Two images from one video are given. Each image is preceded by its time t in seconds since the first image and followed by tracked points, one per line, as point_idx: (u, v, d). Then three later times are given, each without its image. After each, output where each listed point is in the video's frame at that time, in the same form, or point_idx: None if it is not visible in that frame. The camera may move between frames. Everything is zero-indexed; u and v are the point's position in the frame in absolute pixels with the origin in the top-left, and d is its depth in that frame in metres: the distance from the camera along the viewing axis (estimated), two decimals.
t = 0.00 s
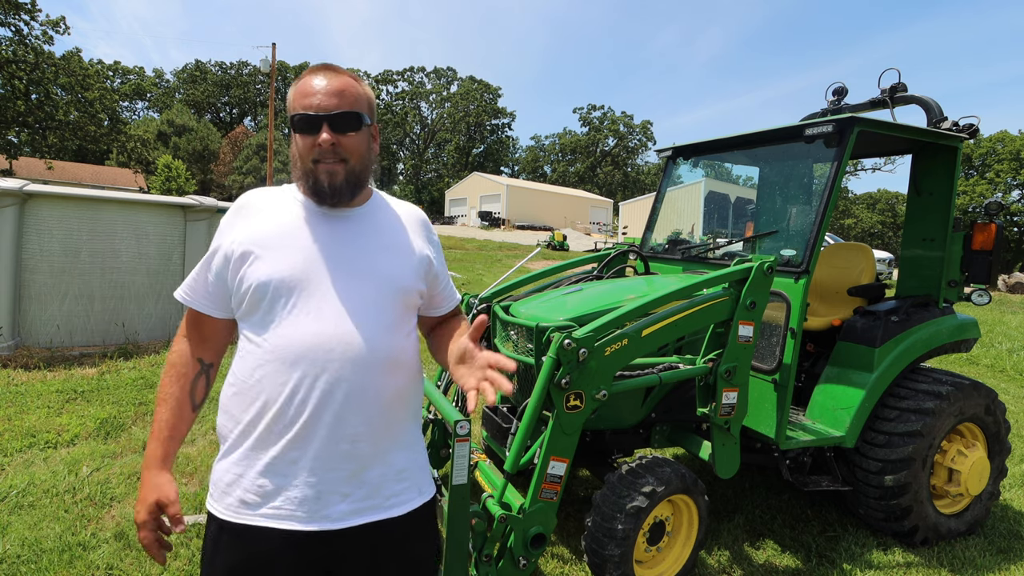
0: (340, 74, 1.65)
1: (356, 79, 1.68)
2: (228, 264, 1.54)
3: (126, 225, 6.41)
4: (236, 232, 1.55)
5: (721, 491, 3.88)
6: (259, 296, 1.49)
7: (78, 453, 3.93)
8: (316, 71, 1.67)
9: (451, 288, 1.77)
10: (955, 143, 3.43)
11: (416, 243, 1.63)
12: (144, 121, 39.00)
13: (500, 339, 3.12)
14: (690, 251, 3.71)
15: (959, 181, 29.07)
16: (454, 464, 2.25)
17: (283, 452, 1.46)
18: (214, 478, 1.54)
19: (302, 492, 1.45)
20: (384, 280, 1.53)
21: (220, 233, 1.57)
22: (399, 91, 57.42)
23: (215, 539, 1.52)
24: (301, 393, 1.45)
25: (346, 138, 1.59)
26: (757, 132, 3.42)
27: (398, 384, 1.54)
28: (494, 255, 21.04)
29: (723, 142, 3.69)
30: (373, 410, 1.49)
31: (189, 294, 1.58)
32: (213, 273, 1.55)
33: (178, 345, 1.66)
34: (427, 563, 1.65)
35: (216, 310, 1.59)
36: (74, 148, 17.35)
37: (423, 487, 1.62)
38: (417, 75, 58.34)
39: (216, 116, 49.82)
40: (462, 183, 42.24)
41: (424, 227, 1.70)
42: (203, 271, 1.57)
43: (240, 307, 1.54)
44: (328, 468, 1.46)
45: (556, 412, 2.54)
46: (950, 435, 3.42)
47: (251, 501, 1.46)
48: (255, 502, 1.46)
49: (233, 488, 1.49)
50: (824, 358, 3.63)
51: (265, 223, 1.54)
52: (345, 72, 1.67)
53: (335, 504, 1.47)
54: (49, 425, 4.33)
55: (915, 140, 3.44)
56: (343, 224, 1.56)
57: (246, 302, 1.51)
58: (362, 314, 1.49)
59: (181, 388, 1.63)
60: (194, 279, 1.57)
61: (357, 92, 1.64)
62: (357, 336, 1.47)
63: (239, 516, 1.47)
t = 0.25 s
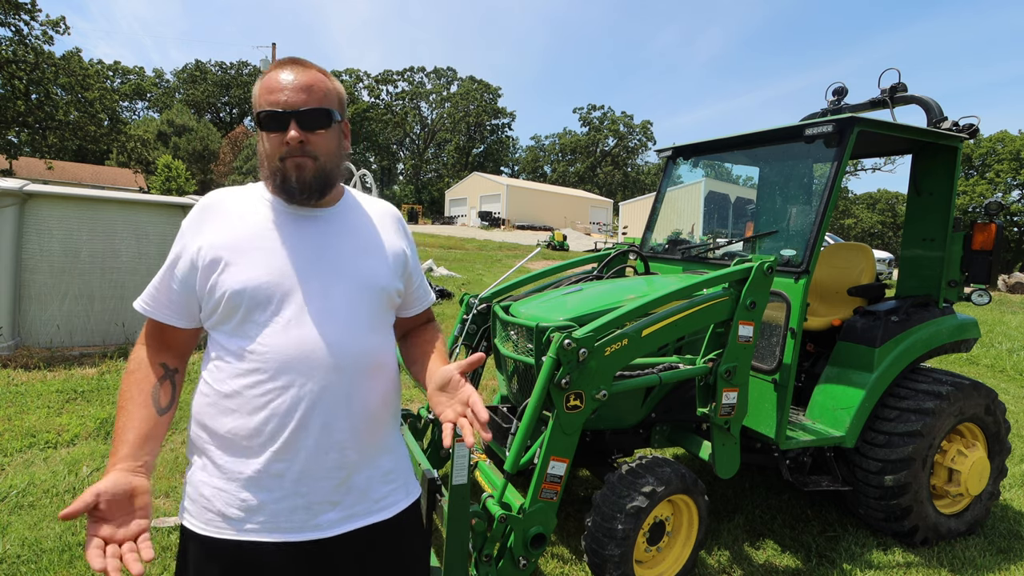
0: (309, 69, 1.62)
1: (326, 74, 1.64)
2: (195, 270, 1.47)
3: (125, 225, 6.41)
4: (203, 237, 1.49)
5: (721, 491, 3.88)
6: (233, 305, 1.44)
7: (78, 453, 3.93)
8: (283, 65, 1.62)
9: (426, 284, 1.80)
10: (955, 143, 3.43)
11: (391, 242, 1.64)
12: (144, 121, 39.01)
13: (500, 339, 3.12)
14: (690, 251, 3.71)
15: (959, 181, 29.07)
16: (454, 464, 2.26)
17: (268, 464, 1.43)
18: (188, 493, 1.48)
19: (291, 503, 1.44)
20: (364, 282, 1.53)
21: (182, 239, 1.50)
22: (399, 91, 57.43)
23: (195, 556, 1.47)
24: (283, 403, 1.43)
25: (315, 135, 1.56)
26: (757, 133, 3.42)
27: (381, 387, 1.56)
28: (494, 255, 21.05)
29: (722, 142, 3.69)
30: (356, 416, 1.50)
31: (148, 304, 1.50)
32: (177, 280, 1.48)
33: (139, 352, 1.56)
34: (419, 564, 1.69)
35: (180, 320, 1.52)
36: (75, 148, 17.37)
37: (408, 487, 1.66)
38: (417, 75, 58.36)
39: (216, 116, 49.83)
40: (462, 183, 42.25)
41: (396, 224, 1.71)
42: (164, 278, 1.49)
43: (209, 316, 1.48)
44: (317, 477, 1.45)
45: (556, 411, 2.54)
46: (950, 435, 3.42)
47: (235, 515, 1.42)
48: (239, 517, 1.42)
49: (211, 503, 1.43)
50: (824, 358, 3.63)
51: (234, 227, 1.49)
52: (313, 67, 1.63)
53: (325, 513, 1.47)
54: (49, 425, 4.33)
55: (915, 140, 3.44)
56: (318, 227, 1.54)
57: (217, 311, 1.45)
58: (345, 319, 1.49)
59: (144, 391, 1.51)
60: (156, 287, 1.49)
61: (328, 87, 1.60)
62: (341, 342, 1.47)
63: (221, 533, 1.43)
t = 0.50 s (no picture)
0: (279, 64, 1.61)
1: (297, 70, 1.64)
2: (168, 268, 1.45)
3: (125, 225, 6.40)
4: (177, 234, 1.47)
5: (721, 491, 3.88)
6: (209, 305, 1.42)
7: (78, 453, 3.93)
8: (252, 60, 1.62)
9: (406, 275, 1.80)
10: (955, 143, 3.43)
11: (369, 237, 1.64)
12: (144, 121, 39.00)
13: (500, 339, 3.12)
14: (690, 251, 3.71)
15: (960, 181, 29.06)
16: (454, 464, 2.25)
17: (256, 468, 1.42)
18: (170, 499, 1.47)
19: (282, 505, 1.44)
20: (344, 280, 1.53)
21: (153, 236, 1.47)
22: (399, 91, 57.43)
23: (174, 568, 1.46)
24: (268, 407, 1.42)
25: (287, 130, 1.55)
26: (757, 132, 3.42)
27: (364, 384, 1.57)
28: (494, 255, 21.05)
29: (723, 142, 3.69)
30: (343, 416, 1.51)
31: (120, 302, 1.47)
32: (149, 278, 1.46)
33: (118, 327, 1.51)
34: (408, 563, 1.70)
35: (153, 318, 1.49)
36: (75, 148, 17.36)
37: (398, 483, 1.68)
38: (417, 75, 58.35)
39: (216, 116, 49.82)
40: (462, 183, 42.25)
41: (373, 218, 1.70)
42: (136, 275, 1.46)
43: (184, 316, 1.46)
44: (307, 476, 1.46)
45: (556, 412, 2.54)
46: (950, 435, 3.42)
47: (224, 521, 1.42)
48: (229, 522, 1.42)
49: (198, 510, 1.42)
50: (824, 358, 3.63)
51: (209, 225, 1.48)
52: (284, 61, 1.63)
53: (318, 511, 1.47)
54: (49, 425, 4.33)
55: (915, 140, 3.44)
56: (295, 224, 1.54)
57: (193, 310, 1.44)
58: (327, 319, 1.49)
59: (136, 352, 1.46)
60: (128, 285, 1.47)
61: (299, 82, 1.60)
62: (323, 342, 1.47)
63: (208, 539, 1.42)
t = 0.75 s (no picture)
0: (275, 62, 1.61)
1: (293, 68, 1.63)
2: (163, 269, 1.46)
3: (125, 225, 6.41)
4: (173, 236, 1.47)
5: (721, 491, 3.88)
6: (203, 305, 1.43)
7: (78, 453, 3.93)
8: (248, 57, 1.61)
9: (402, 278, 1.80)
10: (955, 143, 3.43)
11: (365, 239, 1.64)
12: (144, 121, 38.99)
13: (500, 339, 3.13)
14: (690, 251, 3.71)
15: (960, 181, 29.06)
16: (454, 464, 2.25)
17: (242, 469, 1.42)
18: (163, 499, 1.48)
19: (266, 507, 1.43)
20: (338, 281, 1.53)
21: (150, 238, 1.48)
22: (399, 91, 57.43)
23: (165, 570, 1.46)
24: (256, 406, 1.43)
25: (283, 130, 1.55)
26: (756, 133, 3.42)
27: (356, 387, 1.56)
28: (494, 255, 21.05)
29: (722, 142, 3.69)
30: (331, 418, 1.50)
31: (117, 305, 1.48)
32: (144, 279, 1.46)
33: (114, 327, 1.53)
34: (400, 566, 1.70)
35: (148, 320, 1.50)
36: (75, 148, 17.36)
37: (389, 487, 1.67)
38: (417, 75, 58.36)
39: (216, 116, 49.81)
40: (462, 183, 42.25)
41: (371, 220, 1.71)
42: (132, 277, 1.47)
43: (178, 317, 1.47)
44: (292, 479, 1.45)
45: (556, 411, 2.54)
46: (950, 435, 3.42)
47: (210, 522, 1.42)
48: (214, 522, 1.42)
49: (186, 509, 1.43)
50: (824, 358, 3.63)
51: (205, 226, 1.49)
52: (280, 60, 1.63)
53: (302, 515, 1.46)
54: (49, 425, 4.33)
55: (915, 140, 3.44)
56: (291, 225, 1.54)
57: (187, 311, 1.44)
58: (319, 319, 1.49)
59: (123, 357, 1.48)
60: (124, 288, 1.47)
61: (295, 80, 1.60)
62: (315, 342, 1.47)
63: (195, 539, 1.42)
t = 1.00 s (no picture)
0: (287, 64, 1.61)
1: (304, 71, 1.63)
2: (169, 269, 1.48)
3: (125, 225, 6.41)
4: (180, 236, 1.49)
5: (721, 491, 3.88)
6: (203, 305, 1.44)
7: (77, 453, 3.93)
8: (262, 59, 1.62)
9: (408, 282, 1.78)
10: (954, 143, 3.43)
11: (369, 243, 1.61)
12: (144, 121, 38.99)
13: (500, 339, 3.13)
14: (690, 251, 3.71)
15: (959, 181, 29.05)
16: (454, 464, 2.25)
17: (231, 468, 1.42)
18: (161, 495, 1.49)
19: (254, 507, 1.43)
20: (336, 285, 1.51)
21: (161, 238, 1.50)
22: (399, 91, 57.44)
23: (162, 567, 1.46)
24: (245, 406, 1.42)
25: (290, 133, 1.55)
26: (757, 133, 3.42)
27: (352, 391, 1.54)
28: (494, 255, 21.05)
29: (722, 142, 3.69)
30: (321, 422, 1.48)
31: (131, 301, 1.52)
32: (153, 278, 1.49)
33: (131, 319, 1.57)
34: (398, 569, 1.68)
35: (158, 317, 1.52)
36: (75, 148, 17.37)
37: (386, 494, 1.64)
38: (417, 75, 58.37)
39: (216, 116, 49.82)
40: (462, 183, 42.25)
41: (378, 223, 1.68)
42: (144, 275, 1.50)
43: (184, 315, 1.48)
44: (279, 482, 1.44)
45: (556, 412, 2.54)
46: (950, 436, 3.42)
47: (200, 517, 1.43)
48: (204, 518, 1.43)
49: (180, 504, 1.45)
50: (824, 358, 3.63)
51: (210, 226, 1.50)
52: (292, 62, 1.63)
53: (290, 518, 1.45)
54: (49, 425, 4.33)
55: (915, 140, 3.44)
56: (293, 227, 1.53)
57: (189, 310, 1.46)
58: (315, 322, 1.48)
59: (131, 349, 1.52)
60: (136, 286, 1.50)
61: (305, 83, 1.59)
62: (310, 345, 1.46)
63: (188, 534, 1.43)
